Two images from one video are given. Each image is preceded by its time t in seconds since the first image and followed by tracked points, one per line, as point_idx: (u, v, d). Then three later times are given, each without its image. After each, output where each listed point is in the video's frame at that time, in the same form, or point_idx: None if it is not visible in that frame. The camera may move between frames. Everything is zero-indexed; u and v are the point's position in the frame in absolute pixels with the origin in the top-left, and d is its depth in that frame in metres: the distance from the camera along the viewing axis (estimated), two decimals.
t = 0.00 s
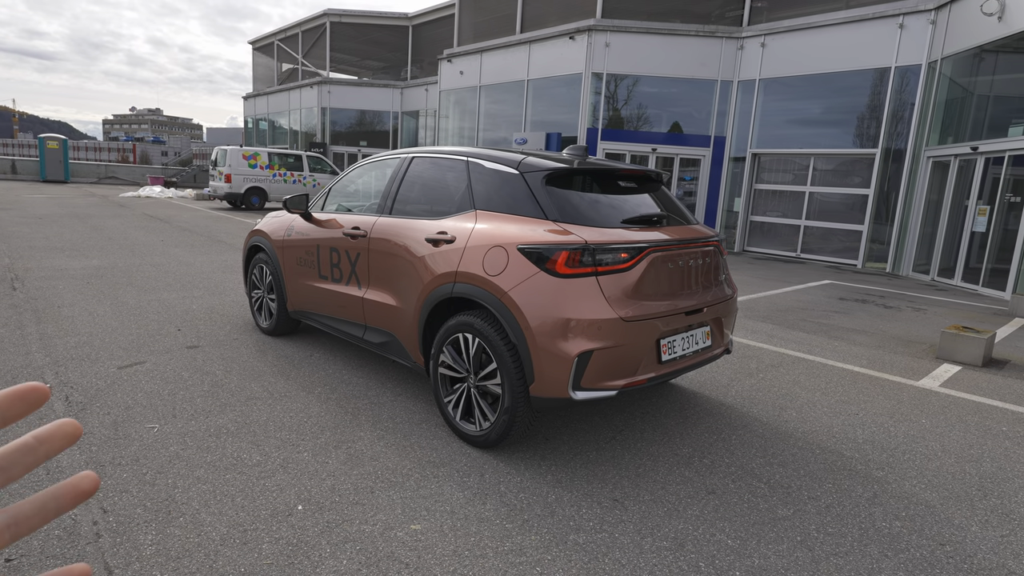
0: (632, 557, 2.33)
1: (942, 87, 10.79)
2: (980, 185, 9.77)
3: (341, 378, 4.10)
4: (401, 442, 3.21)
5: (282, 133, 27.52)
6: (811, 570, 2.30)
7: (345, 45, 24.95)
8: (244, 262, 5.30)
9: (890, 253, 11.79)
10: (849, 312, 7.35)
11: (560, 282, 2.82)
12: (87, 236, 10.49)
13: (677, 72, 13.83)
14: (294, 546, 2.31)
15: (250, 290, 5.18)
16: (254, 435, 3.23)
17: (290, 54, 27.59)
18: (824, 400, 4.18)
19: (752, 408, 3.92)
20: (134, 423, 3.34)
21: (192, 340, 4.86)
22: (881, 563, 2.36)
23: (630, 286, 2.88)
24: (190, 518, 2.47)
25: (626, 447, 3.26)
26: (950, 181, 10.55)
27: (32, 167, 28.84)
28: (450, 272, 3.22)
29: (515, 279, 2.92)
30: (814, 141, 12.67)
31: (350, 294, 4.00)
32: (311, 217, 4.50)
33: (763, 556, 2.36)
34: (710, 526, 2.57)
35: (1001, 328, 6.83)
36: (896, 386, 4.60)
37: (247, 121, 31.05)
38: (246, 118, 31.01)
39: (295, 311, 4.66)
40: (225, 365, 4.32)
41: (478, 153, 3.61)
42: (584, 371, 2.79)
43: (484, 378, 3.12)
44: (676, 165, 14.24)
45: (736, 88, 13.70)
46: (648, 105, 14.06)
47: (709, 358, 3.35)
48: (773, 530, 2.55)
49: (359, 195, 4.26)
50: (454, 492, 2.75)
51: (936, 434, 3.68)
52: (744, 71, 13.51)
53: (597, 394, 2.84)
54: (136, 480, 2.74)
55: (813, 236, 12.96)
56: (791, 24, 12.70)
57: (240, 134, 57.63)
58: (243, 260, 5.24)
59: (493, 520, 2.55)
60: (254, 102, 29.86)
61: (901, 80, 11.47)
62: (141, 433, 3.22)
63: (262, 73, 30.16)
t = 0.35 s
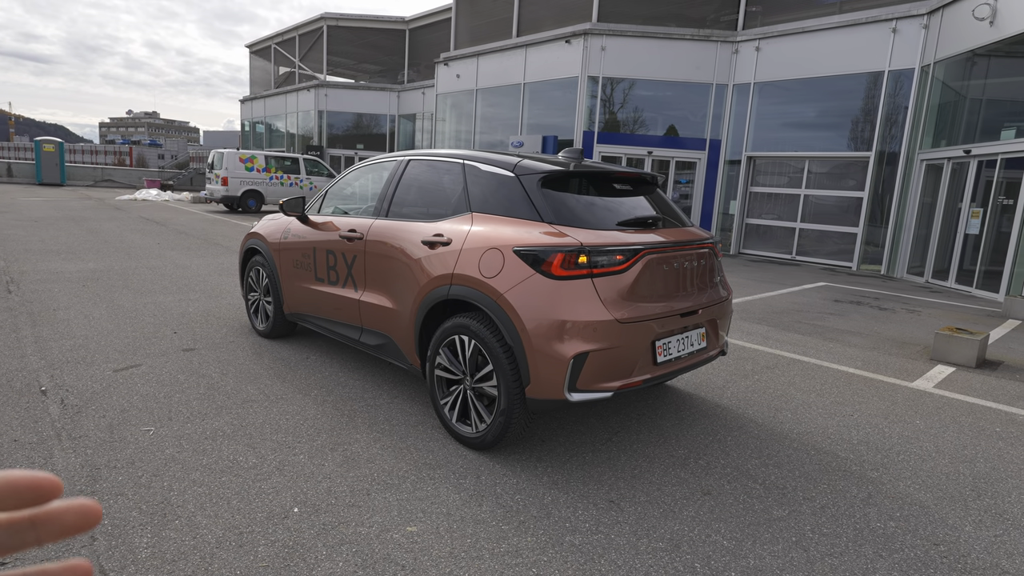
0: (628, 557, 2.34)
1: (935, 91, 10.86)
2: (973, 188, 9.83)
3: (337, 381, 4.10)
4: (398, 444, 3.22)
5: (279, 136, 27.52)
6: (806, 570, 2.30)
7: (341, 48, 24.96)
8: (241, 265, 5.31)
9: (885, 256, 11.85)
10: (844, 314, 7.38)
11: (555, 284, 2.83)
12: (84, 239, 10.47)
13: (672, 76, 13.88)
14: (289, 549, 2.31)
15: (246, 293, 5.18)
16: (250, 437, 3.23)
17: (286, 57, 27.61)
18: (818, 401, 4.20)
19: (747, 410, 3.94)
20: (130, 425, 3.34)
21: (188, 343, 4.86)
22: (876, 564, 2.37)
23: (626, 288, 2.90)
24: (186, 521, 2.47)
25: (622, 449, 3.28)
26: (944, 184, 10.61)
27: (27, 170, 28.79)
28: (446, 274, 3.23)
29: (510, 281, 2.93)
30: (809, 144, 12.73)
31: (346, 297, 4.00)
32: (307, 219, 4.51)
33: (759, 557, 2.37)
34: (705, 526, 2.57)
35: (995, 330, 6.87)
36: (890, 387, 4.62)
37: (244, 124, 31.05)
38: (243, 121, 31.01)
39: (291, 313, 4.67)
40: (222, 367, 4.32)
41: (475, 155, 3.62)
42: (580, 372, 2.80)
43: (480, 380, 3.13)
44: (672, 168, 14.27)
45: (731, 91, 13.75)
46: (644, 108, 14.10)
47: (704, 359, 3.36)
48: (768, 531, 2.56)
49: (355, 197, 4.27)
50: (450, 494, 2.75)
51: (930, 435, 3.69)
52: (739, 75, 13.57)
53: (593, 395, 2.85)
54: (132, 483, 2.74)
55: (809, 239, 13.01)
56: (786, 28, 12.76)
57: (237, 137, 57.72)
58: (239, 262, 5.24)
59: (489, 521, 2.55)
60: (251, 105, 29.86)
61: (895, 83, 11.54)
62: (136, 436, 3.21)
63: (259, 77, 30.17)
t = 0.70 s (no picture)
0: (623, 559, 2.35)
1: (928, 93, 10.93)
2: (965, 189, 9.90)
3: (333, 383, 4.10)
4: (394, 446, 3.23)
5: (274, 138, 27.48)
6: (800, 571, 2.32)
7: (337, 50, 24.94)
8: (236, 267, 5.30)
9: (879, 256, 11.91)
10: (838, 315, 7.42)
11: (550, 286, 2.84)
12: (79, 241, 10.45)
13: (667, 78, 13.92)
14: (286, 552, 2.32)
15: (242, 295, 5.18)
16: (246, 440, 3.23)
17: (282, 59, 27.57)
18: (813, 401, 4.23)
19: (742, 410, 3.96)
20: (125, 429, 3.33)
21: (183, 346, 4.85)
22: (869, 563, 2.39)
23: (620, 289, 2.91)
24: (181, 524, 2.46)
25: (618, 450, 3.29)
26: (937, 185, 10.67)
27: (21, 172, 28.67)
28: (441, 277, 3.24)
29: (505, 283, 2.94)
30: (803, 146, 12.78)
31: (342, 299, 4.01)
32: (303, 222, 4.50)
33: (753, 557, 2.39)
34: (700, 527, 2.59)
35: (988, 330, 6.91)
36: (883, 387, 4.65)
37: (239, 126, 31.00)
38: (238, 123, 30.96)
39: (287, 316, 4.66)
40: (217, 370, 4.31)
41: (470, 158, 3.63)
42: (576, 374, 2.81)
43: (476, 382, 3.14)
44: (667, 169, 14.28)
45: (726, 93, 13.80)
46: (639, 110, 14.14)
47: (699, 361, 3.38)
48: (762, 531, 2.58)
49: (351, 200, 4.28)
50: (446, 496, 2.75)
51: (923, 435, 3.72)
52: (734, 77, 13.62)
53: (588, 397, 2.86)
54: (127, 487, 2.73)
55: (804, 239, 13.07)
56: (779, 30, 12.82)
57: (232, 138, 57.65)
58: (235, 264, 5.24)
59: (485, 523, 2.56)
60: (247, 107, 29.82)
61: (888, 85, 11.60)
62: (131, 439, 3.20)
63: (255, 79, 30.13)
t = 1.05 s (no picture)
0: (621, 558, 2.34)
1: (921, 91, 10.98)
2: (959, 187, 9.95)
3: (329, 386, 4.09)
4: (391, 447, 3.22)
5: (268, 140, 27.39)
6: (798, 567, 2.32)
7: (331, 52, 24.90)
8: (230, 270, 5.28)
9: (873, 255, 11.96)
10: (833, 312, 7.45)
11: (546, 285, 2.84)
12: (71, 245, 10.38)
13: (661, 78, 13.95)
14: (283, 555, 2.30)
15: (237, 298, 5.16)
16: (242, 443, 3.21)
17: (275, 61, 27.49)
18: (809, 399, 4.24)
19: (739, 409, 3.96)
20: (120, 433, 3.31)
21: (178, 349, 4.82)
22: (866, 559, 2.39)
23: (617, 289, 2.91)
24: (177, 528, 2.45)
25: (615, 449, 3.29)
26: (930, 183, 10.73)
27: (12, 176, 28.47)
28: (437, 278, 3.23)
29: (501, 283, 2.93)
30: (797, 145, 12.84)
31: (337, 301, 3.99)
32: (298, 224, 4.49)
33: (751, 555, 2.39)
34: (698, 525, 2.59)
35: (981, 327, 6.95)
36: (879, 384, 4.67)
37: (232, 128, 30.90)
38: (232, 125, 30.86)
39: (282, 318, 4.65)
40: (213, 373, 4.29)
41: (465, 158, 3.63)
42: (573, 373, 2.81)
43: (473, 382, 3.13)
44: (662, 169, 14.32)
45: (720, 93, 13.84)
46: (634, 110, 14.16)
47: (696, 359, 3.38)
48: (760, 528, 2.58)
49: (346, 201, 4.26)
50: (443, 497, 2.75)
51: (919, 431, 3.73)
52: (728, 76, 13.66)
53: (585, 396, 2.86)
54: (122, 491, 2.71)
55: (798, 238, 13.12)
56: (773, 30, 12.87)
57: (225, 141, 57.44)
58: (229, 267, 5.22)
59: (483, 523, 2.55)
60: (240, 109, 29.72)
61: (881, 84, 11.66)
62: (126, 444, 3.18)
63: (248, 81, 30.03)
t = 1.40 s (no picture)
0: (619, 555, 2.36)
1: (915, 91, 11.04)
2: (953, 186, 10.01)
3: (327, 385, 4.09)
4: (389, 446, 3.22)
5: (264, 140, 27.34)
6: (794, 564, 2.34)
7: (327, 51, 24.86)
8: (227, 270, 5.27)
9: (868, 254, 12.02)
10: (829, 311, 7.50)
11: (543, 284, 2.85)
12: (66, 245, 10.35)
13: (657, 77, 13.97)
14: (281, 554, 2.31)
15: (233, 298, 5.15)
16: (240, 443, 3.22)
17: (271, 60, 27.44)
18: (804, 397, 4.27)
19: (734, 407, 3.99)
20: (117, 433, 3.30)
21: (174, 349, 4.82)
22: (861, 556, 2.41)
23: (614, 288, 2.92)
24: (175, 528, 2.45)
25: (612, 447, 3.30)
26: (924, 183, 10.79)
27: (6, 176, 28.33)
28: (435, 277, 3.24)
29: (499, 282, 2.94)
30: (792, 145, 12.89)
31: (335, 300, 4.00)
32: (295, 223, 4.49)
33: (747, 552, 2.40)
34: (695, 522, 2.60)
35: (975, 325, 7.00)
36: (873, 382, 4.70)
37: (228, 128, 30.83)
38: (227, 124, 30.79)
39: (279, 318, 4.65)
40: (209, 373, 4.29)
41: (462, 158, 3.63)
42: (570, 372, 2.82)
43: (470, 381, 3.15)
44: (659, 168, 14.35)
45: (716, 92, 13.88)
46: (630, 110, 14.19)
47: (692, 358, 3.40)
48: (756, 526, 2.59)
49: (343, 200, 4.26)
50: (441, 495, 2.76)
51: (913, 429, 3.76)
52: (724, 76, 13.69)
53: (583, 395, 2.87)
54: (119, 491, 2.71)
55: (794, 237, 13.17)
56: (768, 30, 12.90)
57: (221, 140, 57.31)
58: (225, 266, 5.21)
59: (481, 522, 2.57)
60: (236, 108, 29.65)
61: (876, 84, 11.71)
62: (123, 444, 3.18)
63: (243, 80, 29.95)
